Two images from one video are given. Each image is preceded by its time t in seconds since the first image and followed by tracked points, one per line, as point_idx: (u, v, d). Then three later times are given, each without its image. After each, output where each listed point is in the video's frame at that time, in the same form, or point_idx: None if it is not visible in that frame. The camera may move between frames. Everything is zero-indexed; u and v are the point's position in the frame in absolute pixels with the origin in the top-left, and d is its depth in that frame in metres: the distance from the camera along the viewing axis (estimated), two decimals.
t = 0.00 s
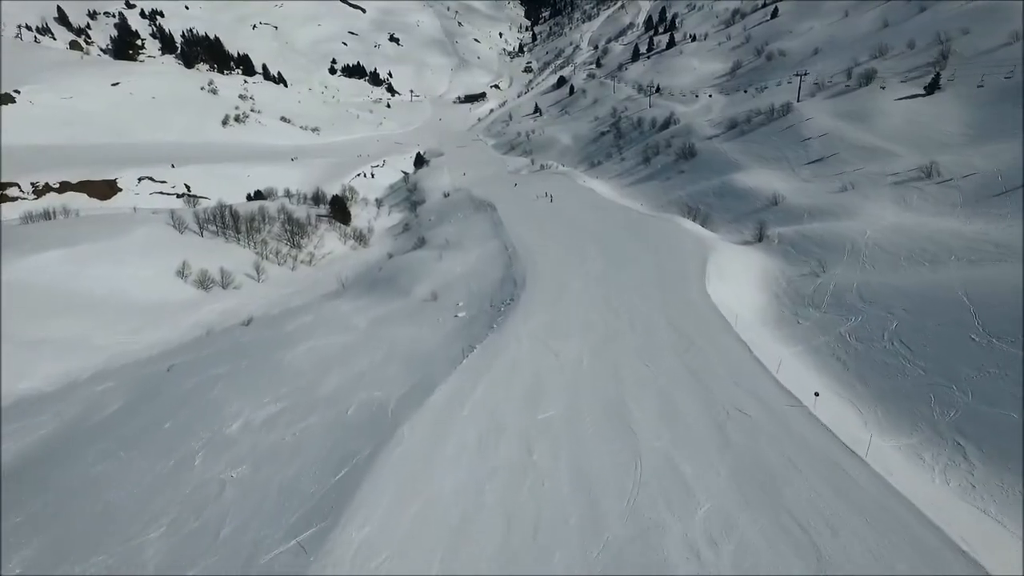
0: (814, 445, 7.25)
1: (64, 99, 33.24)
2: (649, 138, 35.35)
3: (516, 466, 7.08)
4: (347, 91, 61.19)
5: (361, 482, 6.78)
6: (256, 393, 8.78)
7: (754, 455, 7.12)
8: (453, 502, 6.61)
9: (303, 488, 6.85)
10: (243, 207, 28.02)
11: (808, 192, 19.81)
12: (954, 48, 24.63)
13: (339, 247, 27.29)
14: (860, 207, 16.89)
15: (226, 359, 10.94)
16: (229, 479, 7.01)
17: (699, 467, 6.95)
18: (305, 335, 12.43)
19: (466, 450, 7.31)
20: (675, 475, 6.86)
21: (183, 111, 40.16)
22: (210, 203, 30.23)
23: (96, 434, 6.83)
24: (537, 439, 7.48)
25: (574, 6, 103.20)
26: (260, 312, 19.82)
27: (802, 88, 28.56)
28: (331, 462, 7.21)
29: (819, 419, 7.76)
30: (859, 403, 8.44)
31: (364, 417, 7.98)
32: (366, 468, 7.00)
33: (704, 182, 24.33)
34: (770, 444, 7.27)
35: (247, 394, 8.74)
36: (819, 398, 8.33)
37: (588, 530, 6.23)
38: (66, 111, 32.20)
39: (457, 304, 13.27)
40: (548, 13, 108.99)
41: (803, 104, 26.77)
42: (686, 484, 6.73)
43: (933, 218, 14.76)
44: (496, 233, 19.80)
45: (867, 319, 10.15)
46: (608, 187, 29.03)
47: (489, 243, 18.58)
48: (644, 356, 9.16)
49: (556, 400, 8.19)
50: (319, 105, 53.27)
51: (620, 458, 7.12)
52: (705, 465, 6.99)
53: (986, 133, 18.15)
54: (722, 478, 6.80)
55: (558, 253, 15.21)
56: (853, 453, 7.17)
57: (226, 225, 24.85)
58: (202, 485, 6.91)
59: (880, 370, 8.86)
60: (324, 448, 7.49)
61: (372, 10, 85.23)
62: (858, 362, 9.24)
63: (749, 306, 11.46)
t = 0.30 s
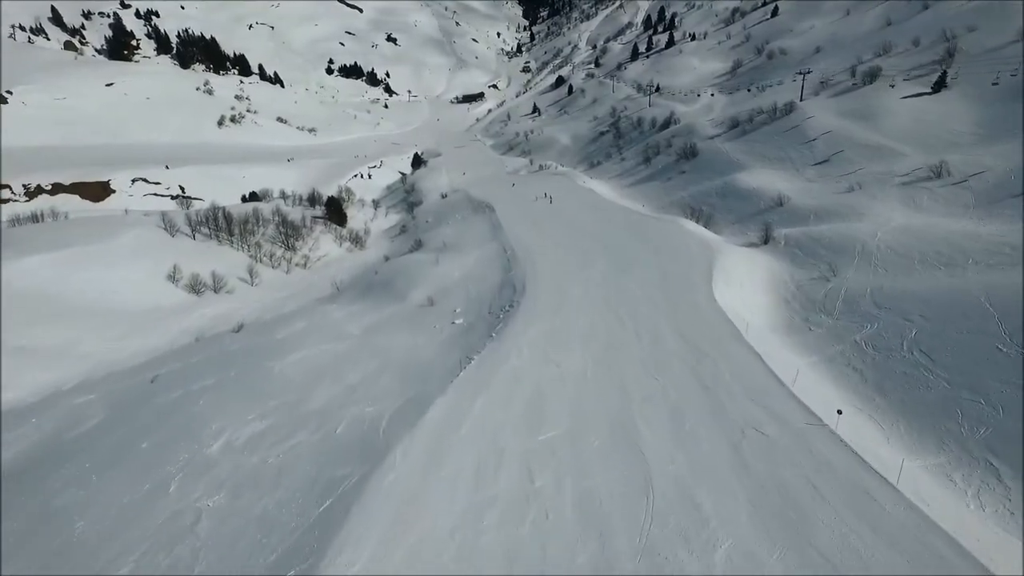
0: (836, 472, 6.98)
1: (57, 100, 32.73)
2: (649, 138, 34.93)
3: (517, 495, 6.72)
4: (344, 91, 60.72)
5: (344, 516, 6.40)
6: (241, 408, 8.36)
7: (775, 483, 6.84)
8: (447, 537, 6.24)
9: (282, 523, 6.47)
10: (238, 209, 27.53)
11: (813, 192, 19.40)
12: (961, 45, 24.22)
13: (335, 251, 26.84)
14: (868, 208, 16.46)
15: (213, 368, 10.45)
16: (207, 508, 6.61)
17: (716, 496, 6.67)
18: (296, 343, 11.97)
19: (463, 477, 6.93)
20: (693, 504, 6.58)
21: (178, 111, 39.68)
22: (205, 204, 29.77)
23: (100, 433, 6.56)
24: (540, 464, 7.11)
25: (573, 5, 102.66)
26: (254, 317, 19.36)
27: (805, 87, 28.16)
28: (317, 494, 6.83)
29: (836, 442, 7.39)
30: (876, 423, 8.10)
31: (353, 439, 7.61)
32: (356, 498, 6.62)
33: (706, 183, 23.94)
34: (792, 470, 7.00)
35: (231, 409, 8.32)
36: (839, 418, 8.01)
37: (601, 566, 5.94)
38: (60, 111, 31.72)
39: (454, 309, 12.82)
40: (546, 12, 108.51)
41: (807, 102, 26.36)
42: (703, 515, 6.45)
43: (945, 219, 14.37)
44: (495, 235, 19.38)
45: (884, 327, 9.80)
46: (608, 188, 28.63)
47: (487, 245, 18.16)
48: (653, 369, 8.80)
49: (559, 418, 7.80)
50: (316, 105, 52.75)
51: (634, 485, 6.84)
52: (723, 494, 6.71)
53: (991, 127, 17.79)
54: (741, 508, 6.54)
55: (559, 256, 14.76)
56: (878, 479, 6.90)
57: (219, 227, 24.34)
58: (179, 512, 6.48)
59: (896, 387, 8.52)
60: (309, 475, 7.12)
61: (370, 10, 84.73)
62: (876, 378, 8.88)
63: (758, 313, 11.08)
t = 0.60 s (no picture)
0: (869, 504, 6.52)
1: (51, 100, 32.22)
2: (650, 138, 34.47)
3: (517, 530, 6.31)
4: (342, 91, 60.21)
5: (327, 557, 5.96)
6: (222, 427, 7.91)
7: (800, 518, 6.40)
8: None
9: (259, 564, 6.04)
10: (231, 212, 27.09)
11: (819, 193, 18.96)
12: (968, 42, 23.75)
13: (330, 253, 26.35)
14: (877, 210, 16.00)
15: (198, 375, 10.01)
16: (179, 545, 6.18)
17: (736, 531, 6.25)
18: (287, 352, 11.49)
19: (459, 508, 6.53)
20: (710, 541, 6.15)
21: (174, 112, 39.19)
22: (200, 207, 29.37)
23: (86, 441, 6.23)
24: (542, 494, 6.71)
25: (572, 5, 102.10)
26: (247, 321, 18.91)
27: (809, 85, 27.70)
28: (298, 528, 6.41)
29: (861, 468, 6.95)
30: (902, 443, 7.65)
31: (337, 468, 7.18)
32: (339, 535, 6.21)
33: (709, 184, 23.47)
34: (814, 501, 6.57)
35: (213, 426, 7.87)
36: (869, 439, 7.57)
37: None
38: (54, 112, 31.28)
39: (451, 317, 12.34)
40: (544, 12, 108.00)
41: (811, 102, 25.89)
42: (722, 554, 6.02)
43: (958, 222, 13.94)
44: (494, 238, 18.92)
45: (903, 336, 9.38)
46: (609, 188, 28.16)
47: (485, 249, 17.70)
48: (663, 385, 8.37)
49: (563, 442, 7.39)
50: (314, 105, 52.24)
51: (647, 519, 6.40)
52: (744, 529, 6.28)
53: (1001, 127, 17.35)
54: (763, 545, 6.12)
55: (560, 261, 14.28)
56: (907, 509, 6.46)
57: (212, 229, 23.90)
58: (149, 548, 6.04)
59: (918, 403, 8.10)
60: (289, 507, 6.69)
61: (368, 9, 84.21)
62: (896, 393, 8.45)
63: (769, 320, 10.64)
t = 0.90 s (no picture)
0: (903, 543, 6.00)
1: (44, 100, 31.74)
2: (651, 138, 33.96)
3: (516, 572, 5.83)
4: (339, 91, 59.69)
5: None
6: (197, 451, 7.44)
7: (828, 559, 5.88)
8: None
9: None
10: (224, 214, 26.57)
11: (825, 194, 18.51)
12: (976, 40, 23.28)
13: (325, 256, 25.86)
14: (887, 212, 15.49)
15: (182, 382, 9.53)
16: None
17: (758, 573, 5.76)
18: (274, 363, 10.98)
19: (451, 545, 6.07)
20: None
21: (169, 112, 38.67)
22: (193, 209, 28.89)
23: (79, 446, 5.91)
24: (541, 530, 6.25)
25: (570, 4, 101.48)
26: (238, 327, 18.46)
27: (812, 84, 27.22)
28: (274, 568, 5.93)
29: (888, 497, 6.46)
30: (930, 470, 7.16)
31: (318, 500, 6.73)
32: None
33: (712, 185, 23.01)
34: (841, 538, 6.07)
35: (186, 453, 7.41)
36: (898, 466, 7.08)
37: None
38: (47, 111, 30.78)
39: (446, 325, 11.83)
40: (542, 12, 107.40)
41: (815, 101, 25.41)
42: None
43: (973, 225, 13.44)
44: (491, 241, 18.42)
45: (925, 349, 8.94)
46: (609, 189, 27.66)
47: (483, 253, 17.21)
48: (674, 406, 7.90)
49: (562, 472, 6.93)
50: (310, 105, 51.68)
51: (659, 559, 5.92)
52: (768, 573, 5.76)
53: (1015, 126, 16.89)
54: None
55: (561, 266, 13.76)
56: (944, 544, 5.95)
57: (204, 232, 23.38)
58: None
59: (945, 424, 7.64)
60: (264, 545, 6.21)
61: (366, 9, 83.66)
62: (920, 413, 7.95)
63: (780, 331, 10.18)
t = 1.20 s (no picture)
0: None
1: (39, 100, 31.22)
2: (652, 138, 33.51)
3: None
4: (337, 91, 59.16)
5: None
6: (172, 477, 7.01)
7: None
8: None
9: None
10: (217, 216, 26.05)
11: (832, 196, 18.06)
12: (985, 38, 22.82)
13: (321, 260, 25.38)
14: (898, 214, 14.99)
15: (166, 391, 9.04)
16: None
17: None
18: (262, 375, 10.50)
19: None
20: None
21: (165, 113, 38.24)
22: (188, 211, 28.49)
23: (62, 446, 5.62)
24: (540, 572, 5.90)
25: (570, 4, 100.87)
26: (231, 334, 17.99)
27: (816, 84, 26.75)
28: None
29: (916, 529, 6.13)
30: (958, 500, 6.83)
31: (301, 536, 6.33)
32: None
33: (716, 186, 22.56)
34: None
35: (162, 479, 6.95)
36: (924, 494, 6.75)
37: None
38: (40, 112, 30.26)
39: (440, 335, 11.34)
40: (542, 11, 106.81)
41: (820, 100, 24.96)
42: None
43: (989, 229, 12.96)
44: (490, 245, 17.95)
45: (949, 363, 8.62)
46: (609, 191, 27.21)
47: (480, 257, 16.75)
48: (684, 428, 7.55)
49: (562, 508, 6.55)
50: (308, 106, 51.19)
51: None
52: None
53: None
54: None
55: (561, 272, 13.27)
56: None
57: (196, 234, 22.89)
58: None
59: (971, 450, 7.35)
60: None
61: (364, 9, 83.12)
62: (949, 435, 7.66)
63: (793, 344, 9.81)
